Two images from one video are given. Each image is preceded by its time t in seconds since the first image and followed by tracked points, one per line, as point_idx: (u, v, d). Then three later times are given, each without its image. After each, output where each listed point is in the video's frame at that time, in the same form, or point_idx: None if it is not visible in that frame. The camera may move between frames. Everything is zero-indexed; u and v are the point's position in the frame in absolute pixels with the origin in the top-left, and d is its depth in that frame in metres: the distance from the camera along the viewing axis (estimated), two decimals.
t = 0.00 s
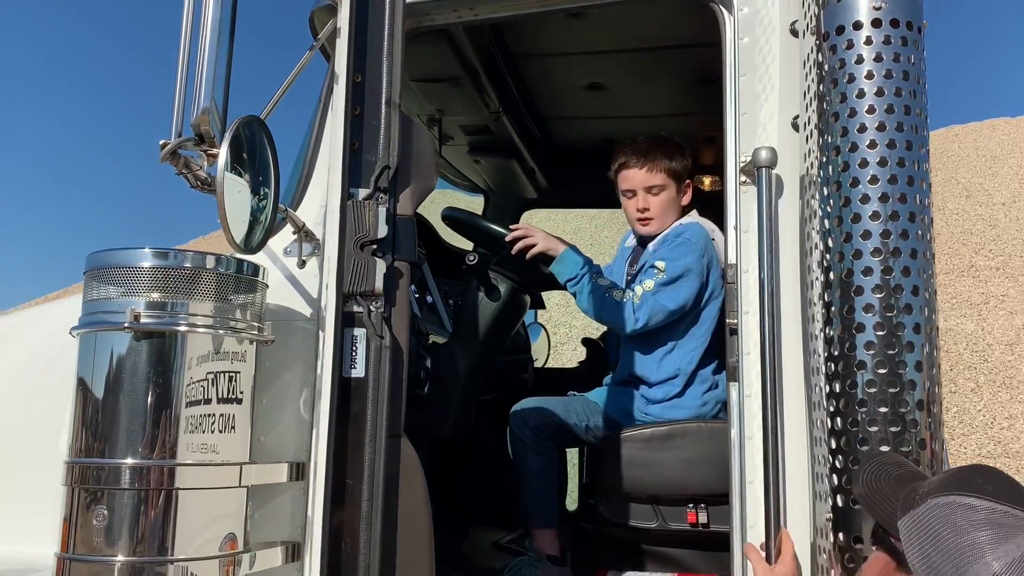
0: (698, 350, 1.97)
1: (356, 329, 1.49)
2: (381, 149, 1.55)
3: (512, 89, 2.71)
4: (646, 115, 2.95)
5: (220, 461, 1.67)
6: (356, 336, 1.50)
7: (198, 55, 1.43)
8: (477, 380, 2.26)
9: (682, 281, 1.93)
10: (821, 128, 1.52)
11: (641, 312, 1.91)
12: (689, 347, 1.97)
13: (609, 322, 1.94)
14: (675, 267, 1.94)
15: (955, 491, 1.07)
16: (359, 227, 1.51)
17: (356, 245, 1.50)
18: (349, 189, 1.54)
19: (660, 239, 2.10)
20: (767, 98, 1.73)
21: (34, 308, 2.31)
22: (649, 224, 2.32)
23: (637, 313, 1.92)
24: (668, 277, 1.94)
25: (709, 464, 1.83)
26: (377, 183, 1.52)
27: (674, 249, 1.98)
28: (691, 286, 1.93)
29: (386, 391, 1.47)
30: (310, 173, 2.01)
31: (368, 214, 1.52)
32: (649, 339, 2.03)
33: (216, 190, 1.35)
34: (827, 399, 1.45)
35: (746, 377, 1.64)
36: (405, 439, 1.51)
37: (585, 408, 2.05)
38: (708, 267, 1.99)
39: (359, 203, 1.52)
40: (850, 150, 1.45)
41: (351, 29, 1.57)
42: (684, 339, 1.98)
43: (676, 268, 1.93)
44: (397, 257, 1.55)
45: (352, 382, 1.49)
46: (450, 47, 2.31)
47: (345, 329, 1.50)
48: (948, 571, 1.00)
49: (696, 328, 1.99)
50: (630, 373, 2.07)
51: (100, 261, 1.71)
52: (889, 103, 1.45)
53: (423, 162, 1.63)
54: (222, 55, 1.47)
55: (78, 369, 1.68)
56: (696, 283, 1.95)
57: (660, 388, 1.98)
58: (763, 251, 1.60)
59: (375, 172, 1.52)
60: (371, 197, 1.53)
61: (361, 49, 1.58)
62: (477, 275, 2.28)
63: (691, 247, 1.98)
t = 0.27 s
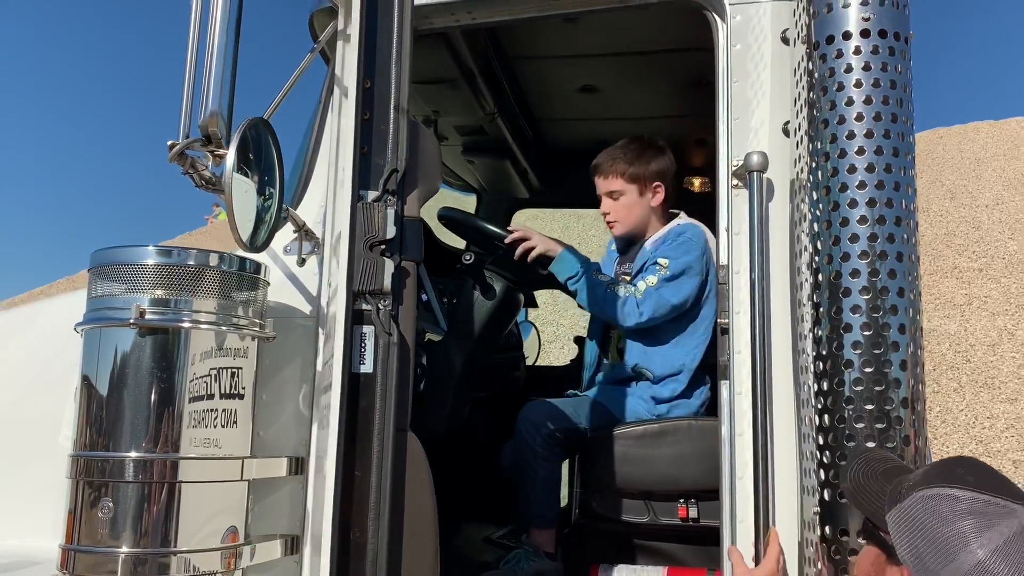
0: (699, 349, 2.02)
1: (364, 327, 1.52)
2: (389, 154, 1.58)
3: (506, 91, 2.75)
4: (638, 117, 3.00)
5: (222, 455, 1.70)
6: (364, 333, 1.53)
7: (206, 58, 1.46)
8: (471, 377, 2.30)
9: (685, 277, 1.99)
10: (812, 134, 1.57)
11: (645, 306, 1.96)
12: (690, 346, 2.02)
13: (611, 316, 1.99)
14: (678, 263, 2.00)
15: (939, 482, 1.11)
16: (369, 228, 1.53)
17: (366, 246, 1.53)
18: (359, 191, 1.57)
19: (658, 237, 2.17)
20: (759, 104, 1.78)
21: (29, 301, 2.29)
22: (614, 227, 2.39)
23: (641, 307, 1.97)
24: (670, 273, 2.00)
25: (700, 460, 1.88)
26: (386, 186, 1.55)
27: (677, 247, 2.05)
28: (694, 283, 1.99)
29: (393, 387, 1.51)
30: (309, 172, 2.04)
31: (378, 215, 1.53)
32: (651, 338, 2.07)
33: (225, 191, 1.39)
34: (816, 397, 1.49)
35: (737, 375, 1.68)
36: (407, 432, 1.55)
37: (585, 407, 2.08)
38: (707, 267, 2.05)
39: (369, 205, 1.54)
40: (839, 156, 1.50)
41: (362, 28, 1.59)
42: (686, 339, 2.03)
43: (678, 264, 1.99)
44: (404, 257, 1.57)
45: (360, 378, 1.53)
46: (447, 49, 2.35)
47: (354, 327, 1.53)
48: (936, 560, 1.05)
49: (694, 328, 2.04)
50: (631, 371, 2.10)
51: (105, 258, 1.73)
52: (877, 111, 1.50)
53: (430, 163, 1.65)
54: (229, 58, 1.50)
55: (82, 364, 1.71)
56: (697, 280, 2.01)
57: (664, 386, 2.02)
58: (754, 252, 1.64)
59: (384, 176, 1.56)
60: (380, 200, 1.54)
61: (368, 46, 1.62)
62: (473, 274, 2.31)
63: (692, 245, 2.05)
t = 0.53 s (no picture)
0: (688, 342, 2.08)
1: (386, 316, 1.39)
2: (410, 151, 1.44)
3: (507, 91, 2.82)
4: (634, 118, 3.08)
5: (238, 440, 1.77)
6: (385, 321, 1.39)
7: (229, 60, 1.53)
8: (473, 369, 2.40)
9: (675, 274, 2.07)
10: (804, 137, 1.65)
11: (640, 305, 2.04)
12: (682, 338, 2.09)
13: (609, 312, 2.08)
14: (666, 262, 2.07)
15: (922, 462, 1.21)
16: (389, 220, 1.39)
17: (387, 240, 1.38)
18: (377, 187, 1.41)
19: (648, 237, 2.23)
20: (753, 107, 1.86)
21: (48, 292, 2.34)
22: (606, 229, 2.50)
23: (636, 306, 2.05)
24: (660, 271, 2.08)
25: (695, 448, 1.96)
26: (404, 181, 1.41)
27: (664, 245, 2.12)
28: (683, 279, 2.07)
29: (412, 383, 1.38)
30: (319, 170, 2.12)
31: (397, 209, 1.40)
32: (645, 331, 2.15)
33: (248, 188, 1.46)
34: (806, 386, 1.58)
35: (730, 365, 1.77)
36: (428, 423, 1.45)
37: (584, 396, 2.14)
38: (695, 263, 2.12)
39: (389, 201, 1.40)
40: (829, 158, 1.58)
41: (386, 5, 1.45)
42: (676, 332, 2.10)
43: (666, 262, 2.07)
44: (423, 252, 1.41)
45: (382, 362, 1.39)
46: (451, 51, 2.42)
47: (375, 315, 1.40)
48: (922, 528, 1.14)
49: (686, 321, 2.10)
50: (626, 364, 2.18)
51: (125, 250, 1.80)
52: (865, 116, 1.59)
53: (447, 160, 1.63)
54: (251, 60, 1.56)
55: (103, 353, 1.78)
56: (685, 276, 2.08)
57: (656, 377, 2.09)
58: (748, 248, 1.72)
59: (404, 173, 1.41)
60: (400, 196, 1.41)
61: (394, 31, 1.53)
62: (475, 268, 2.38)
63: (679, 243, 2.11)
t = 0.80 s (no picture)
0: (681, 322, 2.21)
1: (405, 297, 1.32)
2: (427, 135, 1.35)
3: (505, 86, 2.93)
4: (627, 112, 3.19)
5: (256, 416, 1.88)
6: (405, 299, 1.32)
7: (252, 58, 1.63)
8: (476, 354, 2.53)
9: (673, 260, 2.21)
10: (789, 131, 1.76)
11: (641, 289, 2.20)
12: (676, 319, 2.21)
13: (610, 297, 2.21)
14: (666, 249, 2.22)
15: (877, 427, 1.35)
16: (408, 204, 1.32)
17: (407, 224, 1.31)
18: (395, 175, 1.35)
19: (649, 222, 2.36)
20: (741, 103, 1.97)
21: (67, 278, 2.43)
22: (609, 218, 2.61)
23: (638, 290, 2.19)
24: (660, 257, 2.22)
25: (686, 424, 2.08)
26: (421, 172, 1.33)
27: (663, 233, 2.25)
28: (681, 265, 2.21)
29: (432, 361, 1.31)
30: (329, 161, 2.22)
31: (414, 197, 1.32)
32: (641, 313, 2.27)
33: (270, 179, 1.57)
34: (790, 363, 1.70)
35: (719, 345, 1.88)
36: (448, 395, 1.38)
37: (582, 375, 2.27)
38: (692, 249, 2.26)
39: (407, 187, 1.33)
40: (812, 151, 1.70)
41: None
42: (671, 314, 2.23)
43: (665, 249, 2.22)
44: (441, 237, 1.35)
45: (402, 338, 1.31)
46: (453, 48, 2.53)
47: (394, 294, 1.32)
48: (878, 487, 1.29)
49: (680, 303, 2.23)
50: (622, 343, 2.30)
51: (148, 237, 1.90)
52: (846, 111, 1.70)
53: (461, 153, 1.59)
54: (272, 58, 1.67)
55: (128, 334, 1.88)
56: (682, 262, 2.22)
57: (651, 355, 2.22)
58: (736, 235, 1.84)
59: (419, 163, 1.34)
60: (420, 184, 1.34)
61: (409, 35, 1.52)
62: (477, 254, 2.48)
63: (678, 230, 2.25)
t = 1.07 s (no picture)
0: (684, 314, 2.31)
1: (431, 294, 1.41)
2: (447, 147, 1.43)
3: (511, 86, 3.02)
4: (629, 110, 3.28)
5: (281, 407, 1.97)
6: (429, 298, 1.41)
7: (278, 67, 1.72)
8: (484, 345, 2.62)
9: (677, 253, 2.31)
10: (786, 134, 1.86)
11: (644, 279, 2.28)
12: (678, 310, 2.32)
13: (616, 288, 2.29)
14: (670, 242, 2.31)
15: (861, 417, 1.48)
16: (429, 209, 1.41)
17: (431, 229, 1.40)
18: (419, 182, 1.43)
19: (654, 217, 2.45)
20: (741, 105, 2.06)
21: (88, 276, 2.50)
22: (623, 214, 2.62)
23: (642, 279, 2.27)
24: (664, 251, 2.31)
25: (688, 413, 2.18)
26: (444, 179, 1.42)
27: (667, 227, 2.35)
28: (684, 257, 2.31)
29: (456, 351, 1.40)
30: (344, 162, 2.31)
31: (438, 202, 1.41)
32: (646, 304, 2.37)
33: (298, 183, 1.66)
34: (788, 354, 1.79)
35: (720, 337, 1.98)
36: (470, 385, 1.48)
37: (588, 365, 2.37)
38: (694, 243, 2.36)
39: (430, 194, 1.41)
40: (808, 153, 1.80)
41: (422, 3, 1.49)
42: (674, 305, 2.33)
43: (670, 242, 2.31)
44: (460, 239, 1.44)
45: (426, 334, 1.41)
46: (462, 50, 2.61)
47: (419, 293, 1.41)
48: (861, 474, 1.42)
49: (683, 295, 2.33)
50: (626, 334, 2.41)
51: (176, 237, 1.99)
52: (841, 116, 1.79)
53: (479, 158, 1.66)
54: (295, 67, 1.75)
55: (158, 329, 1.97)
56: (685, 254, 2.32)
57: (654, 345, 2.33)
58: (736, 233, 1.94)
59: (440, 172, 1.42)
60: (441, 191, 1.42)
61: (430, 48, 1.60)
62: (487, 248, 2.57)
63: (681, 225, 2.35)
